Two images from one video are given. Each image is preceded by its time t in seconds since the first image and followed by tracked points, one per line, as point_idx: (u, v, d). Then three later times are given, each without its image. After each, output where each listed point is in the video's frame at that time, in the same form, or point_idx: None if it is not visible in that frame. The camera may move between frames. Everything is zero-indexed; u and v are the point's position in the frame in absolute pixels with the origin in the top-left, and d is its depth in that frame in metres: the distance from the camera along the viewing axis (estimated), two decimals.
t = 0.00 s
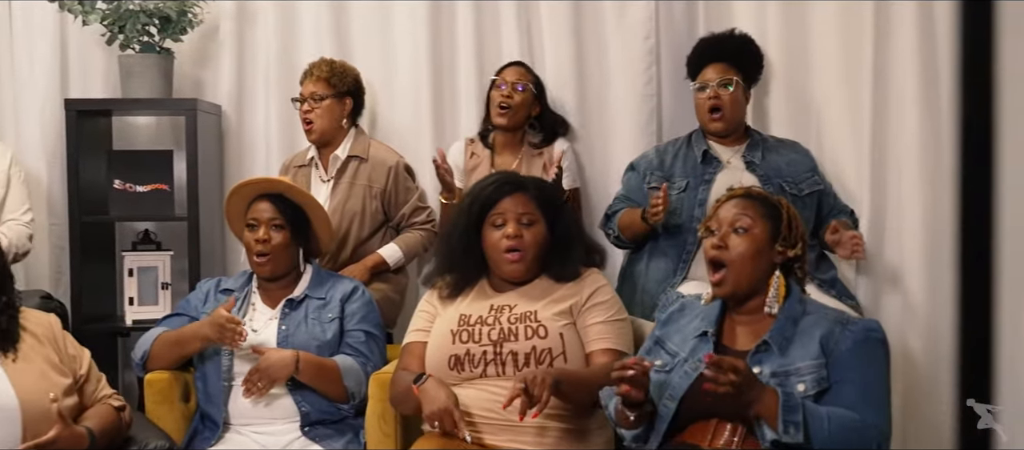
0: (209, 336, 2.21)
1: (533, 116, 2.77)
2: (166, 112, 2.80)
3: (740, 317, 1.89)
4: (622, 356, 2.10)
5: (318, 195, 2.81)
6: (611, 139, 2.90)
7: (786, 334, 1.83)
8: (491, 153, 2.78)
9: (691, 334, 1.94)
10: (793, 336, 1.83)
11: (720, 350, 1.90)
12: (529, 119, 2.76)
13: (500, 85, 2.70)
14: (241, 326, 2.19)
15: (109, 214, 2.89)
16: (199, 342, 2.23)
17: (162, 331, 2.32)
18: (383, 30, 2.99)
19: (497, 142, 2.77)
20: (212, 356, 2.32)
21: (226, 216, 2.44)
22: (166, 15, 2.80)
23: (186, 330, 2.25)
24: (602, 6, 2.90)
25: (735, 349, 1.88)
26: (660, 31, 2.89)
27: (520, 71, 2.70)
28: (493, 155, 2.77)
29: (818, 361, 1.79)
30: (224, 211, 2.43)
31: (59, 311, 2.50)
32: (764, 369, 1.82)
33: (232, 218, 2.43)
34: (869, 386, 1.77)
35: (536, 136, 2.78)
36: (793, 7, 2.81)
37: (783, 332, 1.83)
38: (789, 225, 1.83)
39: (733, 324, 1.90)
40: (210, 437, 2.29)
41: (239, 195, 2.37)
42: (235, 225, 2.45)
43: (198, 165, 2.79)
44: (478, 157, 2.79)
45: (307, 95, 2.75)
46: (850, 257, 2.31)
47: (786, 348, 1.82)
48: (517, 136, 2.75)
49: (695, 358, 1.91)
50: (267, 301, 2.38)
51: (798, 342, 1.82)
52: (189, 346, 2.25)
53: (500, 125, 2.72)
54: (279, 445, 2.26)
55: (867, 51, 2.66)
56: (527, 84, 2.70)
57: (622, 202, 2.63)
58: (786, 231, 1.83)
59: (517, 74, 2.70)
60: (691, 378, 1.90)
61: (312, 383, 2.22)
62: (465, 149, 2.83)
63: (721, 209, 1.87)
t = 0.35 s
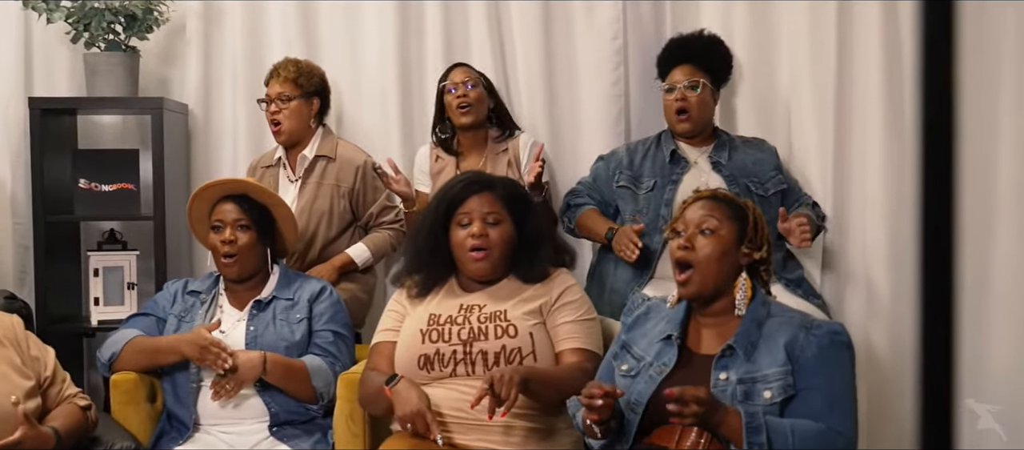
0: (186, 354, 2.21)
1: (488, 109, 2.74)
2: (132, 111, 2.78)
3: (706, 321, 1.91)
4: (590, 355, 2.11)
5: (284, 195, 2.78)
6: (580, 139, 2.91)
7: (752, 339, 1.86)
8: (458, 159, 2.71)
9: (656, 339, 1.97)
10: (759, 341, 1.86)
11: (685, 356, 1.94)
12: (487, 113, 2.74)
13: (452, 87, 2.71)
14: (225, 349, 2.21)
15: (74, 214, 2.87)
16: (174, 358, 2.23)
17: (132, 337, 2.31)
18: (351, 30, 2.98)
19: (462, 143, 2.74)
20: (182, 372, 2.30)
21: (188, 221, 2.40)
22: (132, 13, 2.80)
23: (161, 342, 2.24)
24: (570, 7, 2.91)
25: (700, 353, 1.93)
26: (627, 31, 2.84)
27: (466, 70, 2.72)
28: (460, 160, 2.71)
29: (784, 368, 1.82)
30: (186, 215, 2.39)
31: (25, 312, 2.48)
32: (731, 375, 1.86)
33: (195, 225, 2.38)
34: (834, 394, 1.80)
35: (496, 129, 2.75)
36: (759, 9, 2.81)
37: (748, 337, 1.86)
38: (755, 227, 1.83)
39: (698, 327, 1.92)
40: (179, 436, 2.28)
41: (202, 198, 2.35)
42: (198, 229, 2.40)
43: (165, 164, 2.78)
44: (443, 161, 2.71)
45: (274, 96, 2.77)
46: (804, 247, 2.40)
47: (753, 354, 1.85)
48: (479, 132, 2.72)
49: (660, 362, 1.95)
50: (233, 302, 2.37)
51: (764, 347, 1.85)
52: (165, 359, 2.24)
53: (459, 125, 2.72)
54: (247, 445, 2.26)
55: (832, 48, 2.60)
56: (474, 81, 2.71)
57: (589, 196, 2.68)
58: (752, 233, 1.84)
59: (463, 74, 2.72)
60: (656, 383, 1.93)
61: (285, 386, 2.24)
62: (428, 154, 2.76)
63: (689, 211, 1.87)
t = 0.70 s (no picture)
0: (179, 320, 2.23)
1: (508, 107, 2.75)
2: (134, 110, 2.78)
3: (709, 317, 1.91)
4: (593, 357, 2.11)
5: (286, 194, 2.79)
6: (584, 137, 2.92)
7: (754, 336, 1.84)
8: (474, 153, 2.78)
9: (659, 336, 1.96)
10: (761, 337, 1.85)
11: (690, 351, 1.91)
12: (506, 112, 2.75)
13: (467, 89, 2.73)
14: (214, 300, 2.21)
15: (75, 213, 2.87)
16: (168, 328, 2.25)
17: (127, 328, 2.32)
18: (352, 29, 2.97)
19: (481, 143, 2.77)
20: (182, 342, 2.30)
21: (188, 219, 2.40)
22: (133, 12, 2.80)
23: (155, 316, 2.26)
24: (572, 6, 2.91)
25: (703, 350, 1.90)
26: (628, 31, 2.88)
27: (484, 68, 2.72)
28: (475, 156, 2.78)
29: (787, 362, 1.80)
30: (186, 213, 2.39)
31: (26, 311, 2.48)
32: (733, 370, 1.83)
33: (194, 222, 2.40)
34: (838, 387, 1.78)
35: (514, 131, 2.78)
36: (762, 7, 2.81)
37: (750, 333, 1.84)
38: (759, 225, 1.83)
39: (701, 324, 1.92)
40: (181, 436, 2.28)
41: (201, 196, 2.35)
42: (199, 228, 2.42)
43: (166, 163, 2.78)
44: (460, 156, 2.79)
45: (277, 94, 2.74)
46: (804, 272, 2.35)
47: (755, 350, 1.83)
48: (497, 132, 2.75)
49: (663, 359, 1.92)
50: (235, 302, 2.35)
51: (767, 343, 1.83)
52: (160, 334, 2.26)
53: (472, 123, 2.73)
54: (247, 445, 2.25)
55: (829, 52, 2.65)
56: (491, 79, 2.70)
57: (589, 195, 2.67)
58: (757, 231, 1.83)
59: (481, 73, 2.72)
60: (661, 378, 1.91)
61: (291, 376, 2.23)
62: (446, 148, 2.83)
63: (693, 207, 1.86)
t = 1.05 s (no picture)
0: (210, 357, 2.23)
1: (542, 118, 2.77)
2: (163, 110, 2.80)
3: (742, 319, 1.91)
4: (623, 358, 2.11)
5: (314, 193, 2.80)
6: (613, 137, 2.90)
7: (788, 339, 1.84)
8: (501, 149, 2.79)
9: (692, 338, 1.94)
10: (795, 341, 1.85)
11: (723, 353, 1.91)
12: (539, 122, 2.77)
13: (512, 81, 2.74)
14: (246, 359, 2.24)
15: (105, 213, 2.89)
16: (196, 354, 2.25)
17: (159, 335, 2.32)
18: (379, 30, 2.99)
19: (507, 138, 2.78)
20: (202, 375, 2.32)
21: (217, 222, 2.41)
22: (163, 13, 2.80)
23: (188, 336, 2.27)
24: (599, 8, 2.91)
25: (735, 351, 1.90)
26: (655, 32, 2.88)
27: (535, 71, 2.74)
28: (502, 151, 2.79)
29: (819, 368, 1.82)
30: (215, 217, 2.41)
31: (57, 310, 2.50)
32: (766, 373, 1.84)
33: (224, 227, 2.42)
34: (869, 397, 1.80)
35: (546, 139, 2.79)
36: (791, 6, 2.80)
37: (785, 337, 1.85)
38: (792, 229, 1.84)
39: (736, 325, 1.91)
40: (209, 434, 2.29)
41: (229, 201, 2.37)
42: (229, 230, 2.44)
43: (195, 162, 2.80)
44: (487, 151, 2.80)
45: (310, 91, 2.75)
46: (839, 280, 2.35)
47: (789, 354, 1.84)
48: (524, 134, 2.77)
49: (696, 360, 1.91)
50: (261, 302, 2.38)
51: (801, 348, 1.84)
52: (190, 355, 2.27)
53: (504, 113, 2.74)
54: (276, 444, 2.25)
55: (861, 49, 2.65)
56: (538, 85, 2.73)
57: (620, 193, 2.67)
58: (789, 233, 1.84)
59: (533, 74, 2.74)
60: (692, 379, 1.90)
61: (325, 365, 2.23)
62: (474, 143, 2.83)
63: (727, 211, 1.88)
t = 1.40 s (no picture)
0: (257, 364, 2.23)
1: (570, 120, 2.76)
2: (208, 112, 2.82)
3: (792, 320, 1.89)
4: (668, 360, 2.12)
5: (359, 193, 2.82)
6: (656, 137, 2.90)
7: (836, 337, 1.82)
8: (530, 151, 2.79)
9: (741, 336, 1.94)
10: (844, 340, 1.82)
11: (772, 351, 1.89)
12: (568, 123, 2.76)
13: (545, 82, 2.71)
14: (295, 373, 2.23)
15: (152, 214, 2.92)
16: (244, 359, 2.26)
17: (208, 336, 2.33)
18: (422, 31, 2.99)
19: (535, 140, 2.78)
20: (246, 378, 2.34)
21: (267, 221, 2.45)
22: (208, 15, 2.82)
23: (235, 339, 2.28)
24: (642, 9, 2.90)
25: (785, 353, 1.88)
26: (699, 31, 2.87)
27: (567, 73, 2.73)
28: (532, 153, 2.79)
29: (863, 361, 1.77)
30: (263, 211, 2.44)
31: (104, 310, 2.53)
32: (812, 368, 1.82)
33: (273, 226, 2.45)
34: (914, 389, 1.74)
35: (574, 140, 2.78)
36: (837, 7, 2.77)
37: (833, 336, 1.82)
38: (846, 231, 1.86)
39: (785, 326, 1.91)
40: (254, 434, 2.30)
41: (278, 199, 2.39)
42: (276, 230, 2.46)
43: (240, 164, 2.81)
44: (518, 155, 2.80)
45: (358, 94, 2.76)
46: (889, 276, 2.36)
47: (836, 351, 1.81)
48: (553, 135, 2.76)
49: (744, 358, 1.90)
50: (306, 301, 2.39)
51: (848, 344, 1.81)
52: (237, 360, 2.27)
53: (535, 123, 2.72)
54: (319, 444, 2.25)
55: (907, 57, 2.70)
56: (569, 87, 2.71)
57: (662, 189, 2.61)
58: (842, 235, 1.86)
59: (564, 76, 2.72)
60: (737, 377, 1.89)
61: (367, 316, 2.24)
62: (504, 147, 2.83)
63: (779, 212, 1.90)
